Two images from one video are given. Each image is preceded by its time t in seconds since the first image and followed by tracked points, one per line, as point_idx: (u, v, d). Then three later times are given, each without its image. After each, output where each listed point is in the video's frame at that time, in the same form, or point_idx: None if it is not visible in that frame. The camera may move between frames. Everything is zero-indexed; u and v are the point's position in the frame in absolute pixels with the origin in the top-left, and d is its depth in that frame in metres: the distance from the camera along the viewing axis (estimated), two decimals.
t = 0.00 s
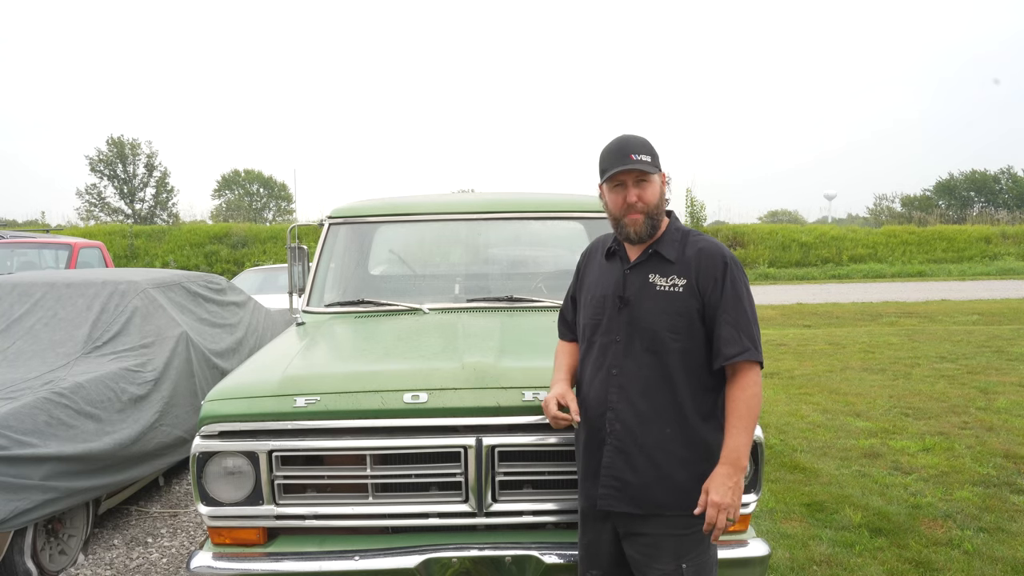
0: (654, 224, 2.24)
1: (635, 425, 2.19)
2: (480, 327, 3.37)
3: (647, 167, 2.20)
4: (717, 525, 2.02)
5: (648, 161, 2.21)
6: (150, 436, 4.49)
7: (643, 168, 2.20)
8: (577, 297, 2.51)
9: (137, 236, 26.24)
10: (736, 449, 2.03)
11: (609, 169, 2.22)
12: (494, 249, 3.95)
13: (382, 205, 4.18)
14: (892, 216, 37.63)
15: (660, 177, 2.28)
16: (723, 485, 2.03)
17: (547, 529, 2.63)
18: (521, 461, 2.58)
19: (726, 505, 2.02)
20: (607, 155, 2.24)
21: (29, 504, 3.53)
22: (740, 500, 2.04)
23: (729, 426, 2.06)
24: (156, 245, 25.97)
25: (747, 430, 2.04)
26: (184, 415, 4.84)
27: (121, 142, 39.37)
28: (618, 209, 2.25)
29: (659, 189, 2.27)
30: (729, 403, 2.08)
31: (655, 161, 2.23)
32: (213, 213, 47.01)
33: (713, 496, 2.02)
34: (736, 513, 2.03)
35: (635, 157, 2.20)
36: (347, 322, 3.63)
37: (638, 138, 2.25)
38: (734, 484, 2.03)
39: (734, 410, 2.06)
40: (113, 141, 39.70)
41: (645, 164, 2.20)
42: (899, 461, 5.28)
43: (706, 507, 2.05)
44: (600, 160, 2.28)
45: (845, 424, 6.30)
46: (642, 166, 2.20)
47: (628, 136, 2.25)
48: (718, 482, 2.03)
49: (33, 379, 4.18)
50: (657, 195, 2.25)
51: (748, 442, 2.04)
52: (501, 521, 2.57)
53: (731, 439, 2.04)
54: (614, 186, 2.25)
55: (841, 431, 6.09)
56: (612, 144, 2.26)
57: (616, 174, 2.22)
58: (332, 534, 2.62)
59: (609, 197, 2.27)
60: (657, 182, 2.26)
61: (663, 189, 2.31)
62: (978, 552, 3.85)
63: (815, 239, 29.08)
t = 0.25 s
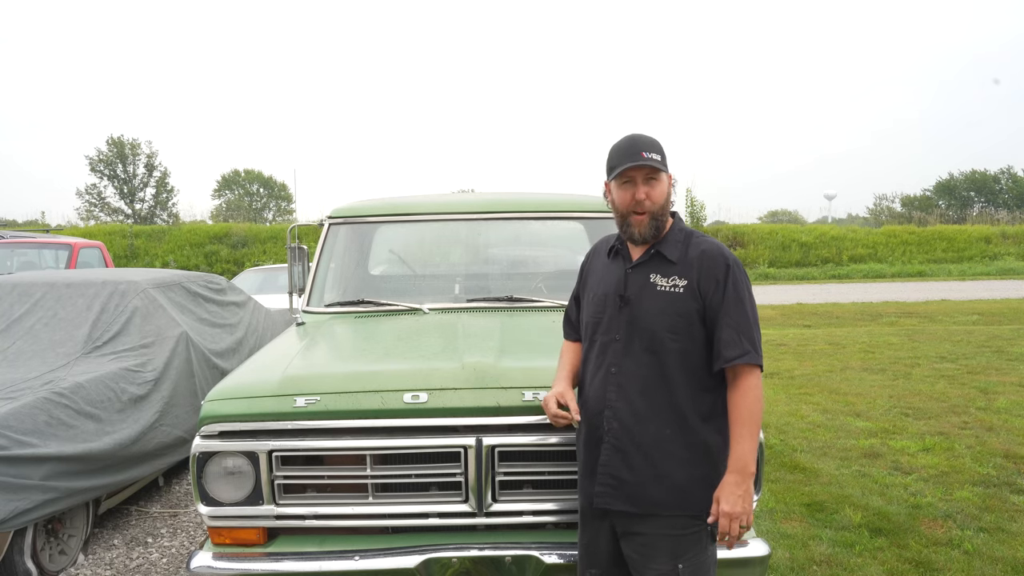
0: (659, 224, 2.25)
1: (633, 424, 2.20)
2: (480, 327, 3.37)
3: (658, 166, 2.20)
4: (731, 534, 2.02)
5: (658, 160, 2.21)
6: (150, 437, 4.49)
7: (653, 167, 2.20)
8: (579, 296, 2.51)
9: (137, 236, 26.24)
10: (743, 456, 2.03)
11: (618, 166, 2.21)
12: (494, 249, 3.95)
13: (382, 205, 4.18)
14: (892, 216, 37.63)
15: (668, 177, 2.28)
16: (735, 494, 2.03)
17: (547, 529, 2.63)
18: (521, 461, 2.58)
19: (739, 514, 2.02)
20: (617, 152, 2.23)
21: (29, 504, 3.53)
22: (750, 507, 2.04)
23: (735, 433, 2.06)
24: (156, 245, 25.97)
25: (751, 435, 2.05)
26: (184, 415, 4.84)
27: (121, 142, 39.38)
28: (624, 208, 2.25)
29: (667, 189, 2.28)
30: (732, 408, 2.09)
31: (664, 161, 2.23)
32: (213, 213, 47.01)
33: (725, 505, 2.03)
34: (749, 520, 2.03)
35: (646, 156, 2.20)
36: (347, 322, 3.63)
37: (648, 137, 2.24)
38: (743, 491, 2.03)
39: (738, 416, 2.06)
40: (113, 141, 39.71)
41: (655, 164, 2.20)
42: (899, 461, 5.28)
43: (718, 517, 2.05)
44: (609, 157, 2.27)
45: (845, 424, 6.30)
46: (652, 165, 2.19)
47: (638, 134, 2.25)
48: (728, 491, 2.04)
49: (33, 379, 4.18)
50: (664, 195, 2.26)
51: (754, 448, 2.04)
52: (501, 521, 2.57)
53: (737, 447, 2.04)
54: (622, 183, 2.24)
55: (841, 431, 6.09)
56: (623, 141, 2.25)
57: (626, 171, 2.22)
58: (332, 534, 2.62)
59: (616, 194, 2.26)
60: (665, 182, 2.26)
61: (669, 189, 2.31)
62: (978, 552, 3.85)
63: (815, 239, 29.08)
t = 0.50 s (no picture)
0: (664, 226, 2.24)
1: (631, 424, 2.19)
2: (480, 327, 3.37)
3: (662, 168, 2.20)
4: (735, 538, 2.02)
5: (662, 161, 2.21)
6: (150, 437, 4.49)
7: (658, 169, 2.20)
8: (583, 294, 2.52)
9: (137, 236, 26.24)
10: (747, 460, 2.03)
11: (624, 168, 2.22)
12: (494, 249, 3.95)
13: (382, 205, 4.18)
14: (892, 216, 37.64)
15: (672, 179, 2.28)
16: (739, 498, 2.03)
17: (547, 529, 2.63)
18: (521, 461, 2.58)
19: (744, 519, 2.02)
20: (623, 154, 2.23)
21: (29, 504, 3.53)
22: (754, 510, 2.04)
23: (738, 437, 2.06)
24: (156, 246, 25.97)
25: (755, 439, 2.05)
26: (184, 415, 4.84)
27: (121, 142, 39.38)
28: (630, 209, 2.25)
29: (671, 191, 2.27)
30: (735, 411, 2.08)
31: (669, 162, 2.23)
32: (213, 213, 47.03)
33: (729, 510, 2.03)
34: (753, 523, 2.03)
35: (649, 158, 2.20)
36: (347, 322, 3.63)
37: (654, 139, 2.25)
38: (747, 494, 2.03)
39: (742, 419, 2.06)
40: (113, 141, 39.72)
41: (661, 165, 2.20)
42: (899, 461, 5.27)
43: (722, 521, 2.06)
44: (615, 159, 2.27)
45: (845, 424, 6.30)
46: (658, 167, 2.20)
47: (642, 136, 2.25)
48: (731, 496, 2.03)
49: (33, 379, 4.18)
50: (669, 197, 2.25)
51: (757, 452, 2.04)
52: (501, 521, 2.57)
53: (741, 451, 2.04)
54: (627, 186, 2.24)
55: (841, 431, 6.09)
56: (628, 143, 2.25)
57: (631, 174, 2.22)
58: (332, 534, 2.62)
59: (622, 196, 2.26)
60: (669, 184, 2.26)
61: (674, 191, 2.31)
62: (978, 552, 3.85)
63: (815, 239, 29.08)
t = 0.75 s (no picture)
0: (668, 224, 2.24)
1: (632, 424, 2.20)
2: (480, 327, 3.38)
3: (667, 166, 2.20)
4: (725, 536, 2.03)
5: (668, 160, 2.21)
6: (150, 436, 4.49)
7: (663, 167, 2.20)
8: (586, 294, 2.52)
9: (137, 236, 26.25)
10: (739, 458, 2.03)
11: (631, 166, 2.22)
12: (494, 249, 3.95)
13: (382, 205, 4.18)
14: (892, 216, 37.67)
15: (678, 178, 2.28)
16: (730, 496, 2.03)
17: (547, 529, 2.64)
18: (521, 461, 2.58)
19: (733, 517, 2.02)
20: (629, 152, 2.23)
21: (29, 504, 3.53)
22: (746, 509, 2.04)
23: (732, 436, 2.06)
24: (156, 246, 25.96)
25: (750, 439, 2.04)
26: (184, 415, 4.84)
27: (121, 142, 39.39)
28: (635, 207, 2.25)
29: (676, 189, 2.27)
30: (733, 410, 2.08)
31: (674, 161, 2.23)
32: (213, 213, 47.03)
33: (720, 507, 2.03)
34: (744, 523, 2.03)
35: (655, 156, 2.20)
36: (347, 322, 3.64)
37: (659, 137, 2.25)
38: (740, 493, 2.03)
39: (737, 418, 2.06)
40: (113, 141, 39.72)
41: (667, 163, 2.21)
42: (899, 461, 5.28)
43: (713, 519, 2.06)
44: (621, 157, 2.27)
45: (845, 424, 6.30)
46: (664, 164, 2.20)
47: (649, 133, 2.25)
48: (723, 493, 2.04)
49: (33, 379, 4.19)
50: (673, 196, 2.26)
51: (751, 451, 2.04)
52: (501, 521, 2.57)
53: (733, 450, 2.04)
54: (632, 184, 2.25)
55: (841, 431, 6.09)
56: (634, 141, 2.25)
57: (637, 171, 2.22)
58: (332, 534, 2.62)
59: (627, 194, 2.26)
60: (675, 182, 2.26)
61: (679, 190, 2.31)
62: (977, 552, 3.85)
63: (815, 239, 29.08)
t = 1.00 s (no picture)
0: (671, 224, 2.25)
1: (634, 424, 2.20)
2: (479, 327, 3.38)
3: (669, 166, 2.21)
4: (730, 536, 2.02)
5: (669, 160, 2.21)
6: (150, 436, 4.49)
7: (665, 167, 2.20)
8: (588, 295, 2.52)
9: (137, 236, 26.24)
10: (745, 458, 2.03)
11: (632, 166, 2.22)
12: (494, 249, 3.95)
13: (382, 205, 4.18)
14: (892, 216, 37.66)
15: (679, 177, 2.28)
16: (735, 496, 2.03)
17: (547, 529, 2.64)
18: (521, 461, 2.58)
19: (739, 517, 2.02)
20: (630, 152, 2.23)
21: (29, 504, 3.53)
22: (751, 509, 2.04)
23: (736, 436, 2.06)
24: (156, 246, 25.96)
25: (754, 439, 2.04)
26: (184, 415, 4.84)
27: (121, 142, 39.40)
28: (636, 207, 2.25)
29: (678, 189, 2.28)
30: (736, 410, 2.08)
31: (675, 160, 2.23)
32: (213, 213, 47.03)
33: (725, 507, 2.03)
34: (749, 522, 2.03)
35: (656, 156, 2.20)
36: (347, 322, 3.64)
37: (659, 138, 2.25)
38: (745, 492, 2.03)
39: (740, 418, 2.06)
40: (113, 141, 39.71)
41: (668, 163, 2.20)
42: (899, 461, 5.28)
43: (718, 519, 2.05)
44: (621, 157, 2.27)
45: (845, 424, 6.30)
46: (665, 165, 2.20)
47: (650, 134, 2.25)
48: (728, 494, 2.03)
49: (33, 379, 4.19)
50: (675, 195, 2.26)
51: (756, 451, 2.04)
52: (501, 521, 2.57)
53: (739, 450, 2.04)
54: (633, 184, 2.25)
55: (841, 431, 6.09)
56: (634, 142, 2.25)
57: (637, 171, 2.22)
58: (332, 534, 2.62)
59: (628, 194, 2.26)
60: (676, 182, 2.26)
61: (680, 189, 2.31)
62: (977, 552, 3.85)
63: (815, 239, 29.08)
